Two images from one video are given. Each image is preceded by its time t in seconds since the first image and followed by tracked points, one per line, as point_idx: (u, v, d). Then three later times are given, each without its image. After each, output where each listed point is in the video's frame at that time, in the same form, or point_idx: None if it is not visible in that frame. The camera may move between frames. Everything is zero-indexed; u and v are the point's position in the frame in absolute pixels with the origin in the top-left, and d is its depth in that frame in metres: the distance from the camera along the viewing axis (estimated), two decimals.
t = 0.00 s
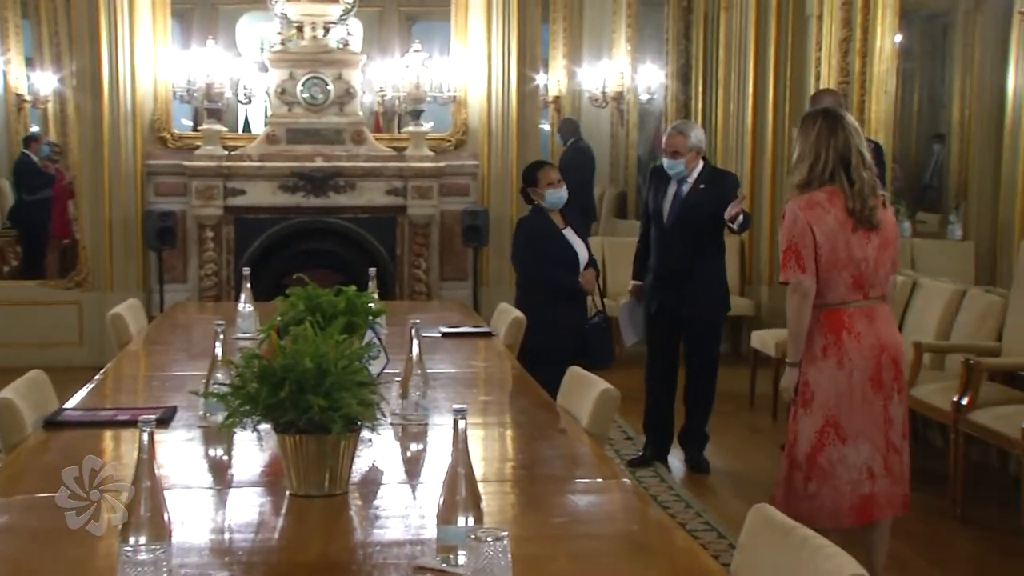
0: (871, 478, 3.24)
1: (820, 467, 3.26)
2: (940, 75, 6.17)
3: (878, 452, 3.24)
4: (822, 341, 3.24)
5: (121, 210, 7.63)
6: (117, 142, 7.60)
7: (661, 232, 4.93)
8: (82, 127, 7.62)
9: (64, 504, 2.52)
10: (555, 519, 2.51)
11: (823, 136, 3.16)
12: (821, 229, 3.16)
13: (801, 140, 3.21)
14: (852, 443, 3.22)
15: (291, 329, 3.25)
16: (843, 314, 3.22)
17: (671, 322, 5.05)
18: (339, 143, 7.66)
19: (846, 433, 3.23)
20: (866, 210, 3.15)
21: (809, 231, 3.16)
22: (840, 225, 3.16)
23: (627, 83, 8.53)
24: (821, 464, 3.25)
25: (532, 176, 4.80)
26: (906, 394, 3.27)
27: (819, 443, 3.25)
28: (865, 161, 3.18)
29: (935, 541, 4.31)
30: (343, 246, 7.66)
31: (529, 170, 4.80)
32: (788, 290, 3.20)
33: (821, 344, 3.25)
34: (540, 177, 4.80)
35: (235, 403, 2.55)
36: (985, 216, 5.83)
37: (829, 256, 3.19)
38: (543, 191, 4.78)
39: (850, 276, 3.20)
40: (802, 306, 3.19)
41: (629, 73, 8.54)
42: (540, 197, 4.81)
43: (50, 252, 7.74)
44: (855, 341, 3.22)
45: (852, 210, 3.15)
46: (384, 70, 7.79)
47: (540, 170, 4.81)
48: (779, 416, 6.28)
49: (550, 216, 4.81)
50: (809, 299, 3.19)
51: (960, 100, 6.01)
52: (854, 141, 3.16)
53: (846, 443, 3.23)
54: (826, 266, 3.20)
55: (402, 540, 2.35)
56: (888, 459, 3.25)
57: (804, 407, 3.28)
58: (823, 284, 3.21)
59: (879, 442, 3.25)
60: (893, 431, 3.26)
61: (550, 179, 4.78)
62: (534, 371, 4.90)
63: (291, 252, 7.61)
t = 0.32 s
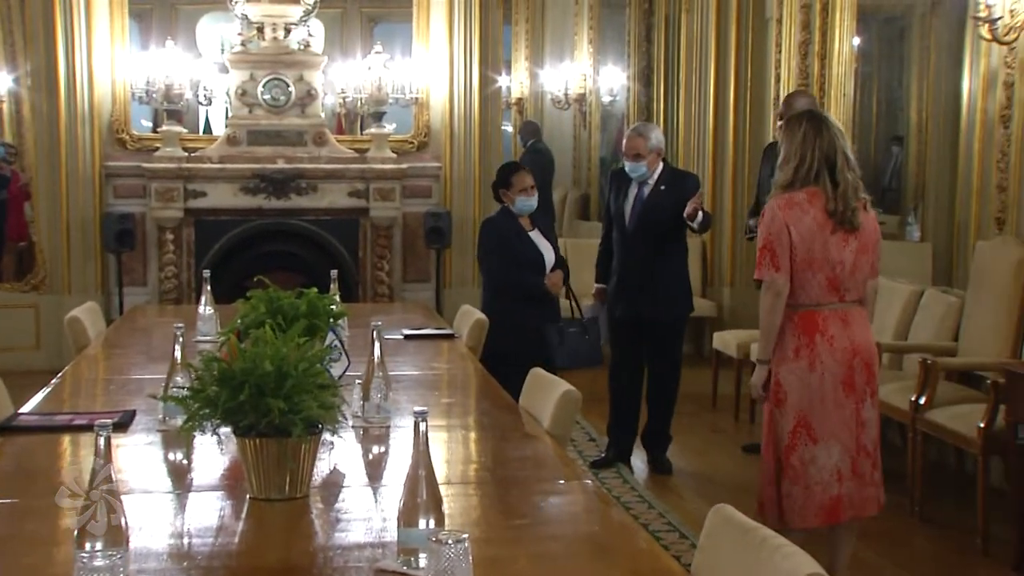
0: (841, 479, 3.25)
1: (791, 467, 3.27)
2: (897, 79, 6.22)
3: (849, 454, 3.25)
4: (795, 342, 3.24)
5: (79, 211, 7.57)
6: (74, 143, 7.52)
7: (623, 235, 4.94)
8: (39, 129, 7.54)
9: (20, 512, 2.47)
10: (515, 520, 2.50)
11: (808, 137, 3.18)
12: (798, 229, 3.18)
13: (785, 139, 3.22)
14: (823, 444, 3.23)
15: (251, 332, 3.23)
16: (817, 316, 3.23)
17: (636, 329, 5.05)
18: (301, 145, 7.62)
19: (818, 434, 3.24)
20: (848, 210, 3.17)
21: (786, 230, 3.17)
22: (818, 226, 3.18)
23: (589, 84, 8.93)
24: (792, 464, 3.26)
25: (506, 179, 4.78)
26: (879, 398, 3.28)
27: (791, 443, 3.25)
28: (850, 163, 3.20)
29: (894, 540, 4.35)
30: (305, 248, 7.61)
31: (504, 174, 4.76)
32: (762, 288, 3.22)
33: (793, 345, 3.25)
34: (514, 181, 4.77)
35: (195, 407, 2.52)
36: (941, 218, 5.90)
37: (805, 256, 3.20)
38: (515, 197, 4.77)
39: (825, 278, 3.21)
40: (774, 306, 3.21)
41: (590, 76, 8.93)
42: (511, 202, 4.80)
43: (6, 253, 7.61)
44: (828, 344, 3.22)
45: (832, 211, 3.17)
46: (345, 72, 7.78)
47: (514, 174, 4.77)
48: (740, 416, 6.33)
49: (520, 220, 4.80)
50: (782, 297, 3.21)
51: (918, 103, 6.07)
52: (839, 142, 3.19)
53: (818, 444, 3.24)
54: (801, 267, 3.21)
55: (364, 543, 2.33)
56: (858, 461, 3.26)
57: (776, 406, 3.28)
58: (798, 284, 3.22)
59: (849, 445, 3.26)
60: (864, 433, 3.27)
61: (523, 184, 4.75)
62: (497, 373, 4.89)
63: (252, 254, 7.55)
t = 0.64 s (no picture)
0: (827, 496, 3.25)
1: (779, 482, 3.28)
2: (878, 96, 6.27)
3: (836, 471, 3.25)
4: (785, 360, 3.25)
5: (60, 228, 7.54)
6: (55, 160, 7.50)
7: (606, 254, 4.94)
8: (20, 145, 7.51)
9: None
10: (498, 539, 2.49)
11: (807, 154, 3.18)
12: (791, 247, 3.18)
13: (784, 156, 3.23)
14: (810, 460, 3.24)
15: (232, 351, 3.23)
16: (808, 334, 3.23)
17: (619, 347, 5.05)
18: (284, 161, 7.61)
19: (805, 451, 3.24)
20: (844, 229, 3.17)
21: (780, 247, 3.18)
22: (813, 244, 3.18)
23: (571, 102, 8.86)
24: (780, 479, 3.27)
25: (491, 193, 4.79)
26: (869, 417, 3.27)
27: (779, 458, 3.27)
28: (848, 182, 3.20)
29: (877, 557, 4.35)
30: (288, 266, 7.63)
31: (490, 188, 4.78)
32: (753, 303, 3.23)
33: (783, 363, 3.26)
34: (500, 195, 4.78)
35: (177, 426, 2.49)
36: (923, 235, 5.95)
37: (797, 273, 3.20)
38: (500, 211, 4.77)
39: (816, 296, 3.22)
40: (764, 321, 3.22)
41: (573, 93, 8.87)
42: (498, 216, 4.79)
43: None
44: (818, 362, 3.22)
45: (827, 230, 3.17)
46: (328, 89, 7.73)
47: (500, 189, 4.76)
48: (724, 433, 6.34)
49: (505, 235, 4.81)
50: (773, 313, 3.21)
51: (898, 120, 6.14)
52: (838, 160, 3.18)
53: (805, 461, 3.24)
54: (793, 284, 3.22)
55: (347, 562, 2.32)
56: (846, 478, 3.26)
57: (767, 422, 3.29)
58: (789, 301, 3.23)
59: (837, 462, 3.26)
60: (853, 451, 3.26)
61: (508, 199, 4.75)
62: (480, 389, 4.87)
63: (235, 271, 7.57)
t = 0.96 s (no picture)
0: (828, 496, 3.25)
1: (780, 482, 3.27)
2: (877, 98, 6.27)
3: (838, 471, 3.25)
4: (789, 360, 3.25)
5: (60, 230, 7.53)
6: (54, 161, 7.51)
7: (604, 254, 4.94)
8: (19, 147, 7.51)
9: None
10: (497, 540, 2.49)
11: (816, 156, 3.18)
12: (797, 248, 3.19)
13: (793, 159, 3.23)
14: (813, 461, 3.24)
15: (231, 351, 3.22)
16: (811, 335, 3.24)
17: (617, 348, 5.05)
18: (283, 163, 7.61)
19: (807, 451, 3.24)
20: (850, 233, 3.17)
21: (785, 248, 3.19)
22: (818, 246, 3.18)
23: (570, 103, 8.93)
24: (781, 480, 3.26)
25: (494, 194, 4.77)
26: (870, 418, 3.28)
27: (780, 458, 3.26)
28: (856, 186, 3.20)
29: (875, 557, 4.36)
30: (287, 268, 7.64)
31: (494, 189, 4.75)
32: (757, 303, 3.22)
33: (786, 364, 3.26)
34: (502, 197, 4.76)
35: (177, 427, 2.49)
36: (921, 236, 5.95)
37: (802, 274, 3.21)
38: (502, 212, 4.76)
39: (821, 297, 3.22)
40: (768, 322, 3.22)
41: (573, 94, 8.98)
42: (499, 217, 4.79)
43: None
44: (822, 363, 3.23)
45: (833, 232, 3.17)
46: (327, 89, 7.72)
47: (503, 191, 4.76)
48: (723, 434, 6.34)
49: (505, 238, 4.81)
50: (777, 314, 3.21)
51: (897, 121, 6.13)
52: (847, 163, 3.18)
53: (807, 461, 3.24)
54: (798, 285, 3.22)
55: (346, 563, 2.31)
56: (847, 479, 3.26)
57: (769, 423, 3.28)
58: (793, 302, 3.23)
59: (839, 462, 3.26)
60: (854, 452, 3.27)
61: (511, 202, 4.73)
62: (479, 390, 4.86)
63: (233, 273, 7.57)
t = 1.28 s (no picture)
0: (829, 496, 3.25)
1: (780, 482, 3.27)
2: (876, 98, 6.27)
3: (838, 471, 3.25)
4: (789, 359, 3.25)
5: (58, 229, 7.53)
6: (53, 159, 7.50)
7: (601, 253, 4.93)
8: (17, 145, 7.51)
9: None
10: (496, 540, 2.49)
11: (823, 156, 3.16)
12: (800, 248, 3.18)
13: (796, 159, 3.21)
14: (813, 460, 3.24)
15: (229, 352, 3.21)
16: (811, 334, 3.24)
17: (614, 347, 5.05)
18: (282, 162, 7.60)
19: (807, 450, 3.24)
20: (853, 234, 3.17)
21: (789, 248, 3.18)
22: (821, 247, 3.18)
23: (570, 103, 9.01)
24: (781, 479, 3.27)
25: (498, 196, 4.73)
26: (870, 417, 3.28)
27: (780, 458, 3.26)
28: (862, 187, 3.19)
29: (874, 556, 4.36)
30: (285, 267, 7.63)
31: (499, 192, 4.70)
32: (759, 302, 3.22)
33: (786, 362, 3.26)
34: (507, 201, 4.70)
35: (175, 427, 2.48)
36: (920, 237, 5.95)
37: (805, 274, 3.20)
38: (503, 216, 4.74)
39: (822, 297, 3.22)
40: (769, 322, 3.22)
41: (571, 94, 9.01)
42: (499, 220, 4.79)
43: None
44: (821, 362, 3.23)
45: (837, 233, 3.17)
46: (326, 88, 7.72)
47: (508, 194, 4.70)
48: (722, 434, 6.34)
49: (506, 240, 4.81)
50: (779, 313, 3.21)
51: (896, 121, 6.13)
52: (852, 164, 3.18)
53: (807, 460, 3.24)
54: (800, 285, 3.22)
55: (345, 563, 2.31)
56: (847, 478, 3.26)
57: (769, 422, 3.29)
58: (794, 301, 3.23)
59: (839, 461, 3.26)
60: (853, 451, 3.27)
61: (514, 207, 4.70)
62: (477, 389, 4.86)
63: (232, 273, 7.57)
